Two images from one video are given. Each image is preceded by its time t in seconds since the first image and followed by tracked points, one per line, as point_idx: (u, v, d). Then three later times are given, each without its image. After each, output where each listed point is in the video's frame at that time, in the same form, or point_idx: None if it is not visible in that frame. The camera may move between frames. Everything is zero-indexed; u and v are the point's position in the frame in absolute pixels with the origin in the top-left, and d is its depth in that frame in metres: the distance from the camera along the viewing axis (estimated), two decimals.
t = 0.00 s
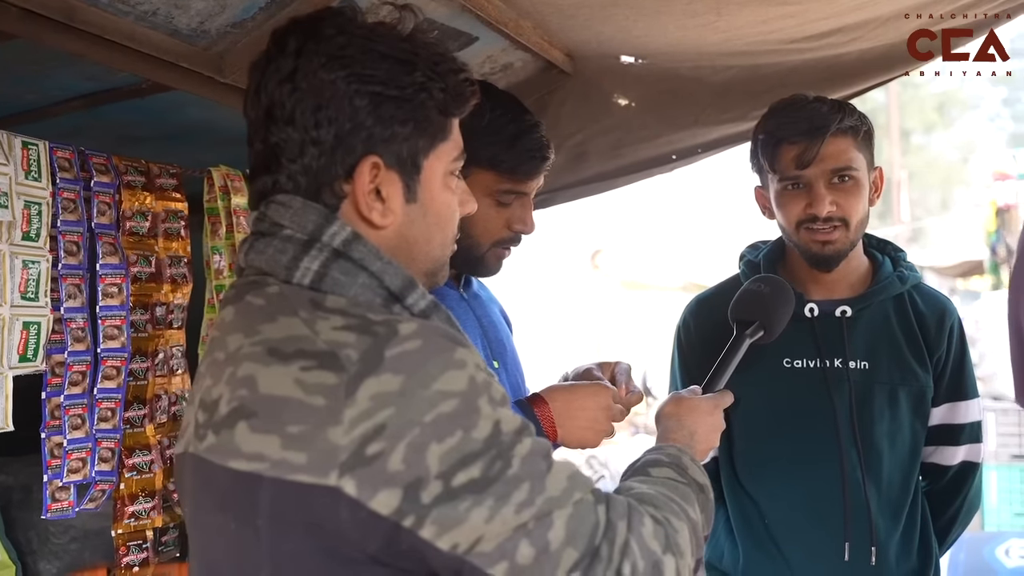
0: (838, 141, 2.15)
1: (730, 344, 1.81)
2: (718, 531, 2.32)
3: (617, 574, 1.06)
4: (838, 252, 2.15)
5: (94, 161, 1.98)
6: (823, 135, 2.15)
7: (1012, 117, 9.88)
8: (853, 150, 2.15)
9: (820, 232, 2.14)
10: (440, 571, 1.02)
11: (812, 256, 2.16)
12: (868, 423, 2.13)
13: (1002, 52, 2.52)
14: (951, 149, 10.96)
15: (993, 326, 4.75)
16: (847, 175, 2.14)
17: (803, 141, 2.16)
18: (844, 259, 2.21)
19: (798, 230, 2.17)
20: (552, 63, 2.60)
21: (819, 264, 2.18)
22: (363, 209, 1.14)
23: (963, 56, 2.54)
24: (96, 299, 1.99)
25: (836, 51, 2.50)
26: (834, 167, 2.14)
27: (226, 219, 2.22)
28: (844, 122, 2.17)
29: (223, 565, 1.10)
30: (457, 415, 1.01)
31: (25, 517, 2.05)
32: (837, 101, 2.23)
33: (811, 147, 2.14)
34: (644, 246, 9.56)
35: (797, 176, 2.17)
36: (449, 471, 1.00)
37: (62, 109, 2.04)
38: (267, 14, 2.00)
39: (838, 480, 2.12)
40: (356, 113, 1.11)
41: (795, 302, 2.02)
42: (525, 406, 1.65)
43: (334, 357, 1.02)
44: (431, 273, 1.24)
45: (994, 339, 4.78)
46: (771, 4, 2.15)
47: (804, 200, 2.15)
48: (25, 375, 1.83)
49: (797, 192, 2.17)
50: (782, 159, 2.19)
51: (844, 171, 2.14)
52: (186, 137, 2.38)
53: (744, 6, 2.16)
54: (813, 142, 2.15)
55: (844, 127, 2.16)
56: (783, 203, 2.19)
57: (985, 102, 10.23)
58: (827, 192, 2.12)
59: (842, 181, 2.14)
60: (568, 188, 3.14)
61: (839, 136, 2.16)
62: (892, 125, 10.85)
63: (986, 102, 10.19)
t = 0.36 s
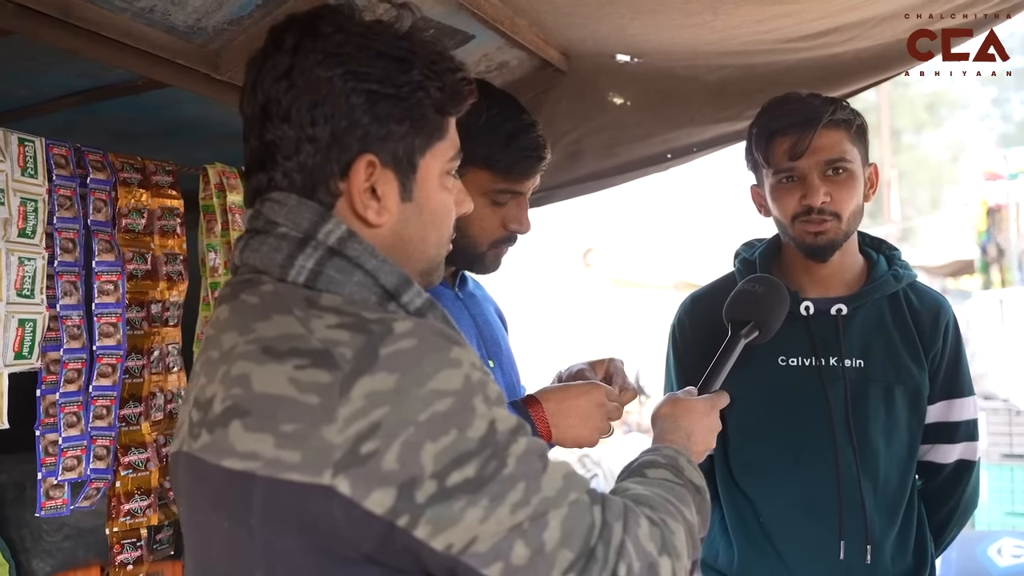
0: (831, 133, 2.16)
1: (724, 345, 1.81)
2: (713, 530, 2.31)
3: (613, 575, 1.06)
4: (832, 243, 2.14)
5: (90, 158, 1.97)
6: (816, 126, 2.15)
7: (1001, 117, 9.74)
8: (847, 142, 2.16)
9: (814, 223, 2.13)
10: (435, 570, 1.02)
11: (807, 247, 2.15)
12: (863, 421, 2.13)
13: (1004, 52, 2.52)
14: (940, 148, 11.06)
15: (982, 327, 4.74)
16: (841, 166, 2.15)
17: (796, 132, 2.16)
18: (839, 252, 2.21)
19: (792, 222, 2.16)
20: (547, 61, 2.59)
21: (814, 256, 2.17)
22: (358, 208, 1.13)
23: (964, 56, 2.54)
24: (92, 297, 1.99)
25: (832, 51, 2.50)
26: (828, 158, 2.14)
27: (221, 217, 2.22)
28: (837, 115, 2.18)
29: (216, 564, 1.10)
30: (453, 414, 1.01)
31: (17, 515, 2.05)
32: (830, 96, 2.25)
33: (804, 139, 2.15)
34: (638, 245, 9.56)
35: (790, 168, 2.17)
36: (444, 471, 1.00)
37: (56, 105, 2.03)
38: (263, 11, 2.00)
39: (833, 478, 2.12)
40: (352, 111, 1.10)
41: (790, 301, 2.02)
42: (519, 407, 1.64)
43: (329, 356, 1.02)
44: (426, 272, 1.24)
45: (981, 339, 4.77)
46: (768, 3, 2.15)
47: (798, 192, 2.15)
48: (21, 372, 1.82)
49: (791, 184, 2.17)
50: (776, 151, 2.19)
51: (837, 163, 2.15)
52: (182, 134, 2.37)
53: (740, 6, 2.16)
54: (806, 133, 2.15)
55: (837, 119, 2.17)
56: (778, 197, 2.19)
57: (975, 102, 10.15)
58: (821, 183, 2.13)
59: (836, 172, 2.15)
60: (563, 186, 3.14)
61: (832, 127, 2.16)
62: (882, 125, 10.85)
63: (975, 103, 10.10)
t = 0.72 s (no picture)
0: (836, 135, 2.15)
1: (723, 345, 1.80)
2: (717, 531, 2.30)
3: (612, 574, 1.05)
4: (841, 247, 2.13)
5: (90, 156, 1.96)
6: (821, 129, 2.15)
7: (1001, 119, 9.71)
8: (851, 144, 2.16)
9: (821, 226, 2.12)
10: (433, 570, 1.01)
11: (815, 251, 2.15)
12: (873, 423, 2.12)
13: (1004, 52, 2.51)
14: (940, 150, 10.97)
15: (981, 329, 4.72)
16: (846, 169, 2.14)
17: (801, 136, 2.16)
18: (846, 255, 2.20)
19: (800, 226, 2.15)
20: (549, 62, 2.59)
21: (822, 259, 2.16)
22: (353, 205, 1.12)
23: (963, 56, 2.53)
24: (91, 295, 1.98)
25: (833, 52, 2.49)
26: (833, 161, 2.14)
27: (221, 215, 2.21)
28: (841, 117, 2.17)
29: (212, 563, 1.10)
30: (450, 412, 1.00)
31: (15, 513, 2.06)
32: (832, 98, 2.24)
33: (810, 142, 2.14)
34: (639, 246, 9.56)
35: (797, 172, 2.16)
36: (442, 469, 0.99)
37: (57, 103, 2.03)
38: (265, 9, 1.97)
39: (842, 481, 2.11)
40: (345, 108, 1.10)
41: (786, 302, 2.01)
42: (517, 409, 1.63)
43: (325, 354, 1.01)
44: (423, 270, 1.23)
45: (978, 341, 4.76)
46: (770, 4, 2.14)
47: (805, 195, 2.14)
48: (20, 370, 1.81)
49: (798, 188, 2.16)
50: (781, 155, 2.18)
51: (843, 166, 2.14)
52: (183, 133, 2.37)
53: (743, 7, 2.15)
54: (811, 136, 2.15)
55: (841, 121, 2.16)
56: (784, 201, 2.18)
57: (974, 104, 10.14)
58: (827, 186, 2.12)
59: (842, 175, 2.14)
60: (564, 187, 3.14)
61: (837, 130, 2.16)
62: (881, 127, 10.84)
63: (975, 104, 10.09)
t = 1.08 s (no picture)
0: (852, 137, 2.14)
1: (723, 340, 1.80)
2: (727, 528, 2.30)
3: (609, 569, 1.05)
4: (849, 250, 2.14)
5: (85, 149, 1.94)
6: (836, 131, 2.14)
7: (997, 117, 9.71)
8: (868, 147, 2.14)
9: (831, 229, 2.13)
10: (429, 565, 1.00)
11: (824, 253, 2.15)
12: (880, 422, 2.12)
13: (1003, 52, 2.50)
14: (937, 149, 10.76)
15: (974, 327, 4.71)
16: (861, 172, 2.13)
17: (817, 137, 2.15)
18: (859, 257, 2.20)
19: (811, 227, 2.16)
20: (547, 56, 2.57)
21: (830, 262, 2.16)
22: (348, 198, 1.11)
23: (963, 55, 2.52)
24: (87, 289, 1.98)
25: (832, 48, 2.48)
26: (848, 163, 2.13)
27: (217, 209, 2.20)
28: (859, 118, 2.15)
29: (208, 560, 1.08)
30: (446, 406, 0.99)
31: (10, 509, 2.05)
32: (853, 97, 2.22)
33: (825, 143, 2.14)
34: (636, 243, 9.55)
35: (810, 172, 2.16)
36: (438, 463, 0.98)
37: (51, 96, 2.01)
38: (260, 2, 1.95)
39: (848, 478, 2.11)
40: (340, 100, 1.09)
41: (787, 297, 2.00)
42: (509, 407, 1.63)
43: (320, 347, 1.00)
44: (419, 264, 1.22)
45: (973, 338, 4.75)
46: None
47: (817, 197, 2.15)
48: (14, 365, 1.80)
49: (811, 189, 2.16)
50: (796, 155, 2.18)
51: (858, 168, 2.13)
52: (178, 126, 2.35)
53: (741, 2, 2.14)
54: (826, 138, 2.14)
55: (858, 123, 2.15)
56: (796, 200, 2.19)
57: (970, 102, 10.19)
58: (840, 189, 2.12)
59: (856, 177, 2.13)
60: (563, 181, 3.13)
61: (853, 132, 2.14)
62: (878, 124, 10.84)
63: (972, 102, 10.11)
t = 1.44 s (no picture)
0: (845, 139, 2.15)
1: (719, 343, 1.78)
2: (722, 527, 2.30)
3: (609, 573, 1.04)
4: (844, 252, 2.14)
5: (80, 148, 1.93)
6: (830, 132, 2.15)
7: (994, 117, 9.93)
8: (861, 148, 2.15)
9: (826, 231, 2.13)
10: (429, 568, 1.00)
11: (818, 255, 2.15)
12: (873, 422, 2.11)
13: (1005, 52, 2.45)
14: (934, 149, 10.60)
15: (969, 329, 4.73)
16: (854, 172, 2.14)
17: (811, 139, 2.15)
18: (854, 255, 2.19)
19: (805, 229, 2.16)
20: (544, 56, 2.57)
21: (824, 264, 2.16)
22: (348, 197, 1.11)
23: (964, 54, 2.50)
24: (81, 289, 1.96)
25: (829, 48, 2.49)
26: (841, 164, 2.13)
27: (213, 209, 2.18)
28: (851, 120, 2.16)
29: (207, 561, 1.08)
30: (447, 409, 0.99)
31: (4, 510, 2.01)
32: (844, 98, 2.23)
33: (819, 145, 2.14)
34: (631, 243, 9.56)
35: (804, 174, 2.16)
36: (438, 466, 0.97)
37: (46, 95, 2.00)
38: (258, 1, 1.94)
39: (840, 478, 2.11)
40: (340, 99, 1.08)
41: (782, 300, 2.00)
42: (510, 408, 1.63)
43: (320, 349, 0.99)
44: (419, 264, 1.21)
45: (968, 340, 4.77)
46: None
47: (811, 198, 2.15)
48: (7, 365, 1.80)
49: (804, 190, 2.16)
50: (789, 156, 2.18)
51: (851, 169, 2.14)
52: (174, 124, 2.34)
53: (739, 2, 2.14)
54: (820, 140, 2.14)
55: (851, 125, 2.16)
56: (790, 202, 2.19)
57: (966, 103, 10.30)
58: (834, 190, 2.12)
59: (849, 178, 2.14)
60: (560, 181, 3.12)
61: (846, 133, 2.15)
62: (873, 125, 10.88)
63: (968, 103, 10.26)
